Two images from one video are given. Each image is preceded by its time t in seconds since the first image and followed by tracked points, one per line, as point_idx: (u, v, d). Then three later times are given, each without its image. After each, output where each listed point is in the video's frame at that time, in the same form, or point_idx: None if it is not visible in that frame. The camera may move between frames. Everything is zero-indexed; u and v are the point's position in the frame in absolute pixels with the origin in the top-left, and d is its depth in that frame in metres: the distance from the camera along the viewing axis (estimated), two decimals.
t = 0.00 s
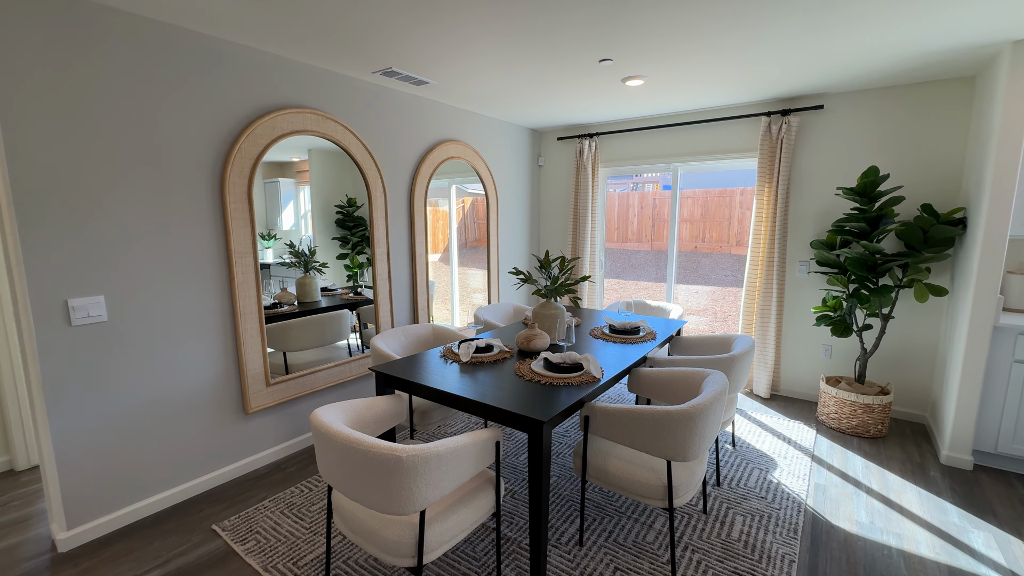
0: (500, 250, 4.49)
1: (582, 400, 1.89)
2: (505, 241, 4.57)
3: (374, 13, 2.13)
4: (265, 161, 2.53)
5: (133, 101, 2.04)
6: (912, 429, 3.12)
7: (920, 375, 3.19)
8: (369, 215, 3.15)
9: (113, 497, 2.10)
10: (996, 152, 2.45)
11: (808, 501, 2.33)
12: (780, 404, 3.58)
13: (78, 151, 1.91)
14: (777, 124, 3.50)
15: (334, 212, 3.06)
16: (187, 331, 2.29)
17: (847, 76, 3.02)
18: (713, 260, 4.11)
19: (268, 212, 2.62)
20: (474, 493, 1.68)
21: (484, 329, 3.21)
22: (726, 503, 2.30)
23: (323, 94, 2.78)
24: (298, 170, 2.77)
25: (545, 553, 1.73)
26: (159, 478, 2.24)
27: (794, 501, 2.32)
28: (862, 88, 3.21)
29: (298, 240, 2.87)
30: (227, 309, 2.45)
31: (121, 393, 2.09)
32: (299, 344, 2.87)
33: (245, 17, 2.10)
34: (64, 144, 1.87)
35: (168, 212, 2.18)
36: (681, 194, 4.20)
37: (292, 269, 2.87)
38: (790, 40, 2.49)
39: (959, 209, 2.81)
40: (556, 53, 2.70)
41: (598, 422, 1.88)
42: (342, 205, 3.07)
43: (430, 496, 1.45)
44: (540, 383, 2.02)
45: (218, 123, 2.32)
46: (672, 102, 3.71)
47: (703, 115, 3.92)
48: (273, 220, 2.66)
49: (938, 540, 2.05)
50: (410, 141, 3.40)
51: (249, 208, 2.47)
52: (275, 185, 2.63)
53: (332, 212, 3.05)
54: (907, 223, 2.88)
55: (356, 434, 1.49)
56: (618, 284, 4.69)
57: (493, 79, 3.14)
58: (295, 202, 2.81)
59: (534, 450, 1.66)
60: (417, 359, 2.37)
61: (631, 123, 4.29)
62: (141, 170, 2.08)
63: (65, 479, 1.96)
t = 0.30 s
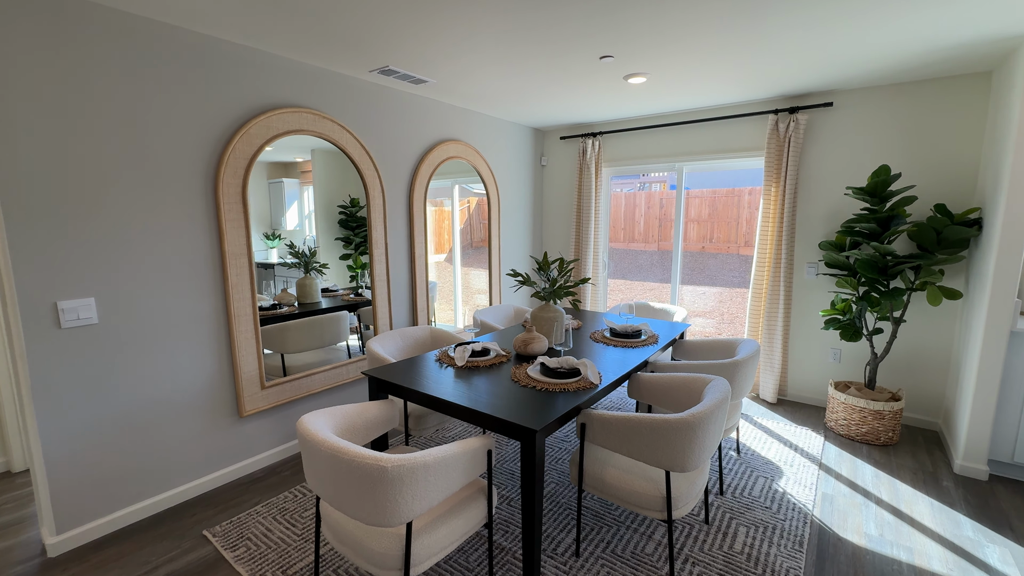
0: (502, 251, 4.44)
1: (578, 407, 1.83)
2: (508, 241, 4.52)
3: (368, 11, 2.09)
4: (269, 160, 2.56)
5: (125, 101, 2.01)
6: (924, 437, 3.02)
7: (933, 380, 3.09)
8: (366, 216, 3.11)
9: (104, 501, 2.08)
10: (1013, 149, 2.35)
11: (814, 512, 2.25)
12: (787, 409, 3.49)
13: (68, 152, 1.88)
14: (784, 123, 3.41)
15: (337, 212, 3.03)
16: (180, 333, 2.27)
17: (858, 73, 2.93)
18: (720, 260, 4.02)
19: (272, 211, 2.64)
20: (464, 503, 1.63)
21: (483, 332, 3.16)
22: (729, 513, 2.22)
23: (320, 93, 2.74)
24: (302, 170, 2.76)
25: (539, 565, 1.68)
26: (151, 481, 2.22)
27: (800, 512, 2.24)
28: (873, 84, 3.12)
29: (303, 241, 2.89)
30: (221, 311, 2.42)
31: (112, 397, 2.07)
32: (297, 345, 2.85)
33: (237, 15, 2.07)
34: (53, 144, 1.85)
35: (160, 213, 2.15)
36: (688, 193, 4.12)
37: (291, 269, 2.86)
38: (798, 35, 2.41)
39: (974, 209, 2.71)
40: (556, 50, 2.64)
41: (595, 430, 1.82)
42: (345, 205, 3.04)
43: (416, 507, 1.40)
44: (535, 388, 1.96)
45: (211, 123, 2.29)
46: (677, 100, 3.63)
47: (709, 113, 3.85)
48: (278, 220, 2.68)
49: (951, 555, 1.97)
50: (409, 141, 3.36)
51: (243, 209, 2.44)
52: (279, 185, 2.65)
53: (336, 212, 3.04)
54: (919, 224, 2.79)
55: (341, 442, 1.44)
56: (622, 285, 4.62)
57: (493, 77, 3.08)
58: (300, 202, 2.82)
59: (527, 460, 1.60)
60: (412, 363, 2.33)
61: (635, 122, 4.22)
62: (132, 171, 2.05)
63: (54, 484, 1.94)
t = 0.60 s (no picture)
0: (505, 253, 4.39)
1: (575, 413, 1.78)
2: (511, 243, 4.48)
3: (363, 10, 2.06)
4: (274, 162, 2.60)
5: (119, 101, 2.00)
6: (938, 445, 2.92)
7: (947, 387, 2.99)
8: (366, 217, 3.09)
9: (99, 504, 2.07)
10: None
11: (822, 524, 2.18)
12: (796, 415, 3.41)
13: (62, 153, 1.87)
14: (793, 121, 3.33)
15: (342, 213, 3.07)
16: (176, 335, 2.25)
17: (869, 69, 2.84)
18: (728, 262, 3.94)
19: (278, 212, 2.72)
20: (457, 512, 1.59)
21: (484, 334, 3.13)
22: (733, 523, 2.16)
23: (318, 93, 2.72)
24: (308, 171, 2.83)
25: None
26: (147, 484, 2.21)
27: (807, 524, 2.17)
28: (885, 81, 3.03)
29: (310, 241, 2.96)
30: (218, 313, 2.40)
31: (107, 398, 2.06)
32: (296, 347, 2.84)
33: (232, 14, 2.05)
34: (46, 145, 1.83)
35: (156, 214, 2.14)
36: (696, 194, 4.04)
37: (290, 270, 2.82)
38: (807, 31, 2.33)
39: (991, 210, 2.62)
40: (557, 48, 2.58)
41: (592, 438, 1.77)
42: (350, 205, 3.05)
43: (405, 518, 1.36)
44: (532, 394, 1.91)
45: (208, 124, 2.27)
46: (683, 99, 3.57)
47: (716, 112, 3.77)
48: (284, 220, 2.75)
49: (966, 571, 1.89)
50: (410, 141, 3.33)
51: (241, 210, 2.42)
52: (285, 186, 2.70)
53: (340, 213, 3.07)
54: (933, 225, 2.70)
55: (330, 449, 1.41)
56: (628, 287, 4.55)
57: (494, 76, 3.04)
58: (305, 203, 2.90)
59: (520, 468, 1.56)
60: (409, 367, 2.30)
61: (641, 121, 4.16)
62: (127, 172, 2.04)
63: (48, 487, 1.93)
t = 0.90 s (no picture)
0: (510, 254, 4.36)
1: (574, 418, 1.75)
2: (516, 245, 4.45)
3: (362, 9, 2.04)
4: (282, 163, 2.65)
5: (120, 103, 2.00)
6: (954, 453, 2.83)
7: (964, 393, 2.90)
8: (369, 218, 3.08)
9: (100, 505, 2.08)
10: None
11: (830, 534, 2.12)
12: (805, 420, 3.33)
13: (63, 155, 1.88)
14: (803, 120, 3.26)
15: (349, 214, 3.06)
16: (178, 336, 2.26)
17: (883, 66, 2.76)
18: (738, 263, 3.88)
19: (286, 212, 2.78)
20: (453, 518, 1.56)
21: (487, 336, 3.10)
22: (738, 532, 2.10)
23: (320, 94, 2.71)
24: (316, 172, 2.85)
25: None
26: (148, 485, 2.21)
27: (815, 533, 2.11)
28: (899, 79, 2.95)
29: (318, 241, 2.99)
30: (220, 314, 2.40)
31: (108, 399, 2.06)
32: (299, 348, 2.84)
33: (231, 16, 2.04)
34: (48, 147, 1.84)
35: (157, 216, 2.14)
36: (705, 194, 3.98)
37: (297, 270, 2.87)
38: (817, 27, 2.27)
39: (1009, 210, 2.53)
40: (559, 47, 2.54)
41: (591, 444, 1.74)
42: (357, 206, 3.06)
43: (398, 525, 1.34)
44: (531, 398, 1.88)
45: (210, 125, 2.28)
46: (690, 98, 3.51)
47: (725, 111, 3.71)
48: (292, 220, 2.81)
49: None
50: (413, 142, 3.32)
51: (242, 212, 2.42)
52: (293, 187, 2.76)
53: (347, 214, 3.06)
54: (949, 226, 2.62)
55: (322, 454, 1.39)
56: (635, 288, 4.49)
57: (497, 76, 3.01)
58: (313, 203, 2.94)
59: (517, 474, 1.53)
60: (409, 369, 2.28)
61: (647, 121, 4.10)
62: (128, 174, 2.05)
63: (50, 487, 1.94)
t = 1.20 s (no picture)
0: (516, 255, 4.34)
1: (576, 422, 1.72)
2: (522, 246, 4.43)
3: (364, 11, 2.03)
4: (290, 165, 2.68)
5: (125, 105, 2.02)
6: (970, 461, 2.76)
7: (980, 399, 2.82)
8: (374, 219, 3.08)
9: (104, 504, 2.09)
10: None
11: (840, 543, 2.06)
12: (815, 425, 3.27)
13: (69, 157, 1.90)
14: (813, 119, 3.20)
15: (356, 216, 3.06)
16: (182, 337, 2.27)
17: (896, 64, 2.70)
18: (747, 265, 3.82)
19: (295, 213, 2.82)
20: (451, 524, 1.54)
21: (491, 338, 3.09)
22: (745, 540, 2.06)
23: (325, 95, 2.71)
24: (324, 174, 2.87)
25: None
26: (152, 485, 2.22)
27: (824, 543, 2.05)
28: (913, 77, 2.88)
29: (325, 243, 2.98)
30: (224, 315, 2.41)
31: (113, 399, 2.08)
32: (303, 349, 2.84)
33: (235, 18, 2.04)
34: (53, 149, 1.86)
35: (161, 217, 2.15)
36: (715, 195, 3.92)
37: (304, 270, 2.89)
38: (827, 26, 2.23)
39: None
40: (564, 48, 2.51)
41: (593, 449, 1.70)
42: (364, 208, 3.06)
43: (395, 530, 1.32)
44: (532, 402, 1.86)
45: (214, 127, 2.28)
46: (697, 98, 3.47)
47: (733, 111, 3.66)
48: (300, 222, 2.85)
49: None
50: (418, 143, 3.31)
51: (246, 213, 2.43)
52: (302, 188, 2.79)
53: (354, 215, 3.06)
54: (965, 228, 2.55)
55: (320, 457, 1.38)
56: (642, 290, 4.45)
57: (502, 76, 2.99)
58: (321, 205, 2.95)
59: (516, 480, 1.50)
60: (411, 371, 2.26)
61: (655, 121, 4.06)
62: (133, 175, 2.06)
63: (55, 486, 1.95)
